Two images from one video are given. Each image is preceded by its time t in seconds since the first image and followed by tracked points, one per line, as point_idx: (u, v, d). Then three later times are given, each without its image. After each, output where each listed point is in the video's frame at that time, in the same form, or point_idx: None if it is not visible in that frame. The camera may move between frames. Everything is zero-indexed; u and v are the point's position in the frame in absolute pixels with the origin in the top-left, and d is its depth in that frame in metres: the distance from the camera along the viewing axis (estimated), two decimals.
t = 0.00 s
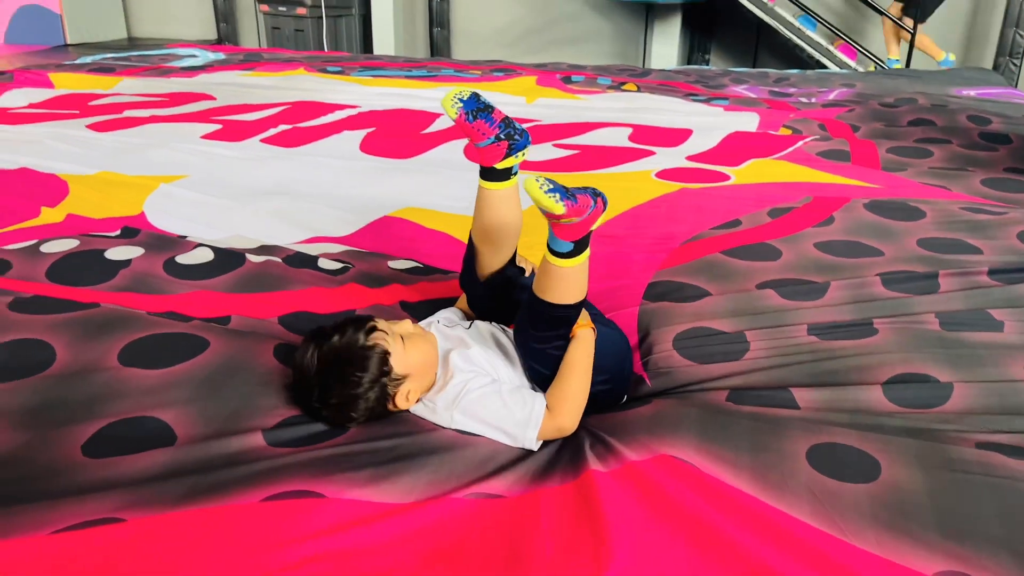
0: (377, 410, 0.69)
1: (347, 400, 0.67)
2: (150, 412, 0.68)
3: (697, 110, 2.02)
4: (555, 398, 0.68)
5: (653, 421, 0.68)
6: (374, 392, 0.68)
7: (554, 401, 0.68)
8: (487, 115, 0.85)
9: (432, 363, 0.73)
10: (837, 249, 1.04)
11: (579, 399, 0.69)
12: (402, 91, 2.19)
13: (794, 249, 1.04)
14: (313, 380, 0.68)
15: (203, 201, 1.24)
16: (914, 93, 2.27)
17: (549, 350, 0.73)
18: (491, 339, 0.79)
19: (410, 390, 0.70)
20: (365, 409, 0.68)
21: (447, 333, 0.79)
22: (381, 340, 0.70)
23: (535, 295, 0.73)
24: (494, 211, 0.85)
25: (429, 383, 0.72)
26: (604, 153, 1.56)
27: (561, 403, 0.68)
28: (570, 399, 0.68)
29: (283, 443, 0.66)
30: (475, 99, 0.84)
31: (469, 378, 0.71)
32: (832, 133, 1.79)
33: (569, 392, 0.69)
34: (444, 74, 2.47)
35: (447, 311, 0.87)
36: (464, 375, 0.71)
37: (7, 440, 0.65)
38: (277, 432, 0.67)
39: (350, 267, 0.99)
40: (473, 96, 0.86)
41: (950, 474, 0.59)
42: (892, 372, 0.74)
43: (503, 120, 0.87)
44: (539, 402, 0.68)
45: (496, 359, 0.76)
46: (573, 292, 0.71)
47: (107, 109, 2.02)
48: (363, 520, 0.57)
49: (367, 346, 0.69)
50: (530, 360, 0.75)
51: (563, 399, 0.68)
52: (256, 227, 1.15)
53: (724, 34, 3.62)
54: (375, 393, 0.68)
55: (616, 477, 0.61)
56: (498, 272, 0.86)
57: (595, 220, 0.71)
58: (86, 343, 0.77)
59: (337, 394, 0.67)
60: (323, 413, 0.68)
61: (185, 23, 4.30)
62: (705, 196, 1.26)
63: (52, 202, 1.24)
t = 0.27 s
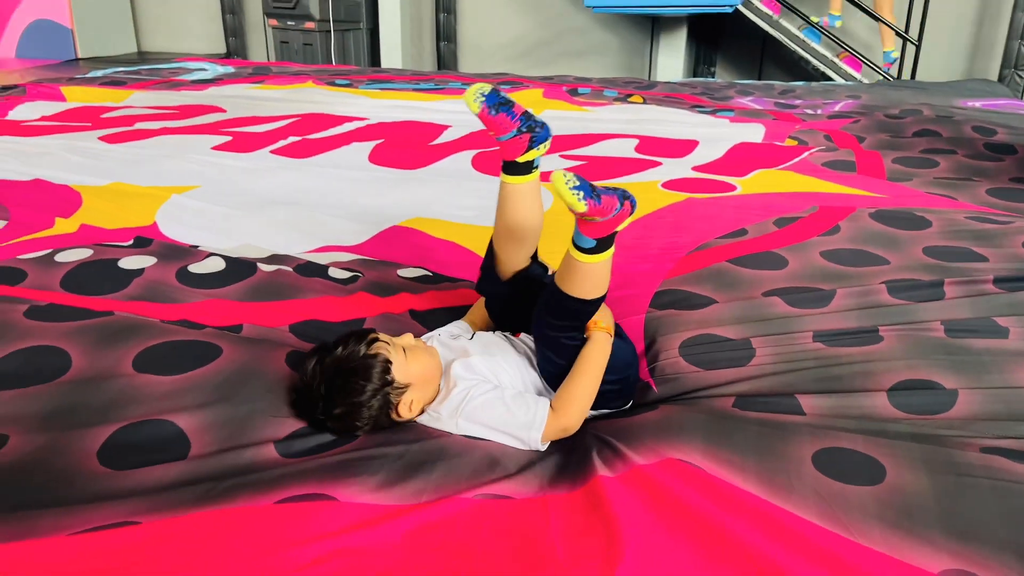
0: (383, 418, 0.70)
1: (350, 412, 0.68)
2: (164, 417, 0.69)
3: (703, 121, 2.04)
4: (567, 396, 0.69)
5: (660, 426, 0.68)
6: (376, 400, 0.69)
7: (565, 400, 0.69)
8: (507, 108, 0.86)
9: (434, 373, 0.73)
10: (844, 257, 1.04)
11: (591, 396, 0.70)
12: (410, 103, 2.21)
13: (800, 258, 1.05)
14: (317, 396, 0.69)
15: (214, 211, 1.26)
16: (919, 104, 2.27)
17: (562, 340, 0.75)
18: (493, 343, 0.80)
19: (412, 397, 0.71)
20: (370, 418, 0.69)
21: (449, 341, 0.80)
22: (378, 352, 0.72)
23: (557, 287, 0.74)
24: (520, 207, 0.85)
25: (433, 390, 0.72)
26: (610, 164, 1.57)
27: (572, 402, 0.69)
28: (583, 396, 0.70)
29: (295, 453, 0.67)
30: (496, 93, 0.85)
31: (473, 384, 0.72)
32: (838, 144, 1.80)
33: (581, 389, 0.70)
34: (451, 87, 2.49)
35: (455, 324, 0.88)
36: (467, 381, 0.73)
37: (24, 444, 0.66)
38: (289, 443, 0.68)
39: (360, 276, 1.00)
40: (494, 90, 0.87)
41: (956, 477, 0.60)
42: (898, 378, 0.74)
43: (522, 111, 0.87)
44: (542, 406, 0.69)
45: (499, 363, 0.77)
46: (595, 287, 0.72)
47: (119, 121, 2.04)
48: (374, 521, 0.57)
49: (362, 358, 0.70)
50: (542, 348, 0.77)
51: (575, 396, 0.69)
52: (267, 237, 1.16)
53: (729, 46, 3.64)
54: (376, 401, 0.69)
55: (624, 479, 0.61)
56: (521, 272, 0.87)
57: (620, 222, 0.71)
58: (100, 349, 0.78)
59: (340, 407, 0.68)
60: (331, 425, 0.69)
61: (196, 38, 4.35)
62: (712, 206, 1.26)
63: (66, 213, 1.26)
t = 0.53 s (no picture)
0: (376, 389, 0.72)
1: (344, 383, 0.71)
2: (171, 422, 0.70)
3: (705, 131, 2.04)
4: (581, 433, 0.66)
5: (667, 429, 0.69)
6: (368, 368, 0.72)
7: (583, 431, 0.66)
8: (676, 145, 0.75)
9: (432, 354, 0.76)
10: (847, 266, 1.05)
11: (597, 451, 0.66)
12: (414, 114, 2.22)
13: (803, 267, 1.05)
14: (316, 373, 0.73)
15: (220, 220, 1.27)
16: (921, 114, 2.28)
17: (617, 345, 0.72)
18: (500, 341, 0.80)
19: (403, 366, 0.73)
20: (364, 388, 0.72)
21: (456, 343, 0.81)
22: (379, 331, 0.76)
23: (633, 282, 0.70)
24: (612, 225, 0.77)
25: (428, 367, 0.75)
26: (613, 173, 1.58)
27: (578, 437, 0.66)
28: (592, 445, 0.66)
29: (300, 455, 0.67)
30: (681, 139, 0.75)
31: (473, 380, 0.72)
32: (840, 153, 1.80)
33: (597, 440, 0.66)
34: (455, 98, 2.50)
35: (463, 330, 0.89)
36: (468, 378, 0.73)
37: (33, 450, 0.66)
38: (294, 444, 0.68)
39: (366, 284, 1.01)
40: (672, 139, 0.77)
41: (962, 484, 0.60)
42: (902, 386, 0.75)
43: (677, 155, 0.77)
44: (539, 407, 0.69)
45: (504, 360, 0.77)
46: (674, 296, 0.68)
47: (125, 132, 2.06)
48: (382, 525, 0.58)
49: (362, 331, 0.74)
50: (588, 345, 0.73)
51: (589, 440, 0.66)
52: (273, 246, 1.17)
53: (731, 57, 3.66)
54: (368, 370, 0.72)
55: (631, 483, 0.62)
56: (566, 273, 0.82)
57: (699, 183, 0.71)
58: (108, 356, 0.78)
59: (335, 378, 0.71)
60: (327, 401, 0.71)
61: (201, 50, 4.39)
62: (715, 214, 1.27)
63: (74, 222, 1.27)
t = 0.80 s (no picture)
0: (374, 386, 0.73)
1: (342, 382, 0.72)
2: (174, 427, 0.70)
3: (705, 139, 2.05)
4: (556, 451, 0.66)
5: (671, 433, 0.69)
6: (366, 365, 0.73)
7: (564, 447, 0.66)
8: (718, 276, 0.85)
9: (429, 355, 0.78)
10: (848, 269, 1.05)
11: (564, 472, 0.66)
12: (415, 123, 2.23)
13: (805, 270, 1.06)
14: (313, 376, 0.73)
15: (223, 228, 1.27)
16: (920, 122, 2.29)
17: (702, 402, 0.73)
18: (501, 344, 0.80)
19: (400, 362, 0.74)
20: (362, 386, 0.72)
21: (457, 344, 0.81)
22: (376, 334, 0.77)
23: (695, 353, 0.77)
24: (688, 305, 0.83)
25: (425, 365, 0.76)
26: (614, 181, 1.59)
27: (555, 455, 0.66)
28: (562, 464, 0.65)
29: (303, 460, 0.67)
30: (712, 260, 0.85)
31: (470, 384, 0.73)
32: (840, 160, 1.81)
33: (568, 462, 0.65)
34: (456, 107, 2.52)
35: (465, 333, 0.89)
36: (466, 381, 0.73)
37: (37, 455, 0.67)
38: (297, 449, 0.68)
39: (368, 290, 1.01)
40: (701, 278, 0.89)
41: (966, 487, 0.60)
42: (901, 399, 0.76)
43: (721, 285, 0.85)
44: (533, 412, 0.69)
45: (503, 363, 0.77)
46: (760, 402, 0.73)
47: (128, 141, 2.07)
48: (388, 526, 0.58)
49: (357, 333, 0.76)
50: (685, 389, 0.73)
51: (562, 456, 0.65)
52: (276, 253, 1.18)
53: (730, 67, 3.68)
54: (366, 366, 0.73)
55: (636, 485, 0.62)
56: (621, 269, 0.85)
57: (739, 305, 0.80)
58: (111, 361, 0.79)
59: (333, 378, 0.72)
60: (326, 402, 0.72)
61: (203, 60, 4.41)
62: (716, 220, 1.28)
63: (77, 230, 1.28)
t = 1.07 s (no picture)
0: (379, 386, 0.74)
1: (348, 384, 0.72)
2: (175, 432, 0.71)
3: (702, 147, 2.06)
4: (557, 454, 0.66)
5: (668, 436, 0.69)
6: (371, 366, 0.74)
7: (565, 450, 0.66)
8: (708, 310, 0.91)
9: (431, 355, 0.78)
10: (842, 278, 1.06)
11: (565, 475, 0.66)
12: (413, 131, 2.24)
13: (800, 278, 1.06)
14: (318, 376, 0.74)
15: (222, 235, 1.28)
16: (915, 129, 2.31)
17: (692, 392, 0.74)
18: (507, 345, 0.81)
19: (404, 362, 0.75)
20: (368, 386, 0.73)
21: (465, 344, 0.82)
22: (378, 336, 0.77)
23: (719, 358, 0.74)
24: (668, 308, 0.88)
25: (429, 363, 0.77)
26: (611, 188, 1.60)
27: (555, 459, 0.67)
28: (562, 467, 0.66)
29: (303, 464, 0.68)
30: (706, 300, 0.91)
31: (476, 382, 0.74)
32: (836, 167, 1.82)
33: (569, 464, 0.66)
34: (454, 115, 2.53)
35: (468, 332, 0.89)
36: (472, 381, 0.74)
37: (39, 461, 0.67)
38: (297, 453, 0.69)
39: (367, 296, 1.02)
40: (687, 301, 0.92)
41: (961, 488, 0.61)
42: (900, 404, 0.76)
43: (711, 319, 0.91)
44: (536, 413, 0.69)
45: (509, 364, 0.78)
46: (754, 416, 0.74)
47: (127, 150, 2.08)
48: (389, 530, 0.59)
49: (362, 333, 0.77)
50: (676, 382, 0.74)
51: (563, 459, 0.66)
52: (275, 260, 1.18)
53: (727, 75, 3.70)
54: (372, 367, 0.74)
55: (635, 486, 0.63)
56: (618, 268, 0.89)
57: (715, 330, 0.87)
58: (112, 368, 0.79)
59: (339, 380, 0.72)
60: (331, 403, 0.72)
61: (201, 69, 4.42)
62: (712, 228, 1.28)
63: (77, 238, 1.28)
